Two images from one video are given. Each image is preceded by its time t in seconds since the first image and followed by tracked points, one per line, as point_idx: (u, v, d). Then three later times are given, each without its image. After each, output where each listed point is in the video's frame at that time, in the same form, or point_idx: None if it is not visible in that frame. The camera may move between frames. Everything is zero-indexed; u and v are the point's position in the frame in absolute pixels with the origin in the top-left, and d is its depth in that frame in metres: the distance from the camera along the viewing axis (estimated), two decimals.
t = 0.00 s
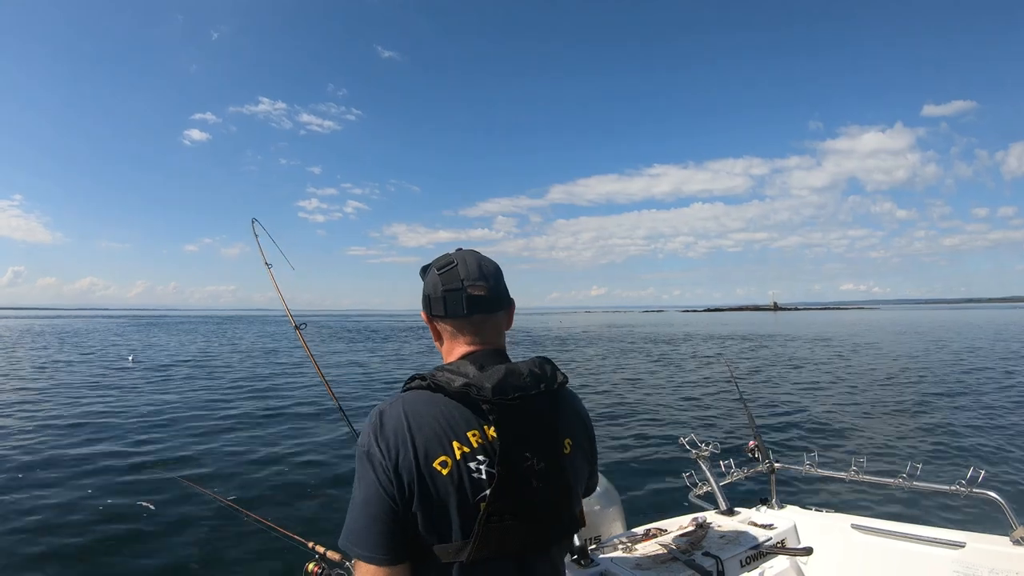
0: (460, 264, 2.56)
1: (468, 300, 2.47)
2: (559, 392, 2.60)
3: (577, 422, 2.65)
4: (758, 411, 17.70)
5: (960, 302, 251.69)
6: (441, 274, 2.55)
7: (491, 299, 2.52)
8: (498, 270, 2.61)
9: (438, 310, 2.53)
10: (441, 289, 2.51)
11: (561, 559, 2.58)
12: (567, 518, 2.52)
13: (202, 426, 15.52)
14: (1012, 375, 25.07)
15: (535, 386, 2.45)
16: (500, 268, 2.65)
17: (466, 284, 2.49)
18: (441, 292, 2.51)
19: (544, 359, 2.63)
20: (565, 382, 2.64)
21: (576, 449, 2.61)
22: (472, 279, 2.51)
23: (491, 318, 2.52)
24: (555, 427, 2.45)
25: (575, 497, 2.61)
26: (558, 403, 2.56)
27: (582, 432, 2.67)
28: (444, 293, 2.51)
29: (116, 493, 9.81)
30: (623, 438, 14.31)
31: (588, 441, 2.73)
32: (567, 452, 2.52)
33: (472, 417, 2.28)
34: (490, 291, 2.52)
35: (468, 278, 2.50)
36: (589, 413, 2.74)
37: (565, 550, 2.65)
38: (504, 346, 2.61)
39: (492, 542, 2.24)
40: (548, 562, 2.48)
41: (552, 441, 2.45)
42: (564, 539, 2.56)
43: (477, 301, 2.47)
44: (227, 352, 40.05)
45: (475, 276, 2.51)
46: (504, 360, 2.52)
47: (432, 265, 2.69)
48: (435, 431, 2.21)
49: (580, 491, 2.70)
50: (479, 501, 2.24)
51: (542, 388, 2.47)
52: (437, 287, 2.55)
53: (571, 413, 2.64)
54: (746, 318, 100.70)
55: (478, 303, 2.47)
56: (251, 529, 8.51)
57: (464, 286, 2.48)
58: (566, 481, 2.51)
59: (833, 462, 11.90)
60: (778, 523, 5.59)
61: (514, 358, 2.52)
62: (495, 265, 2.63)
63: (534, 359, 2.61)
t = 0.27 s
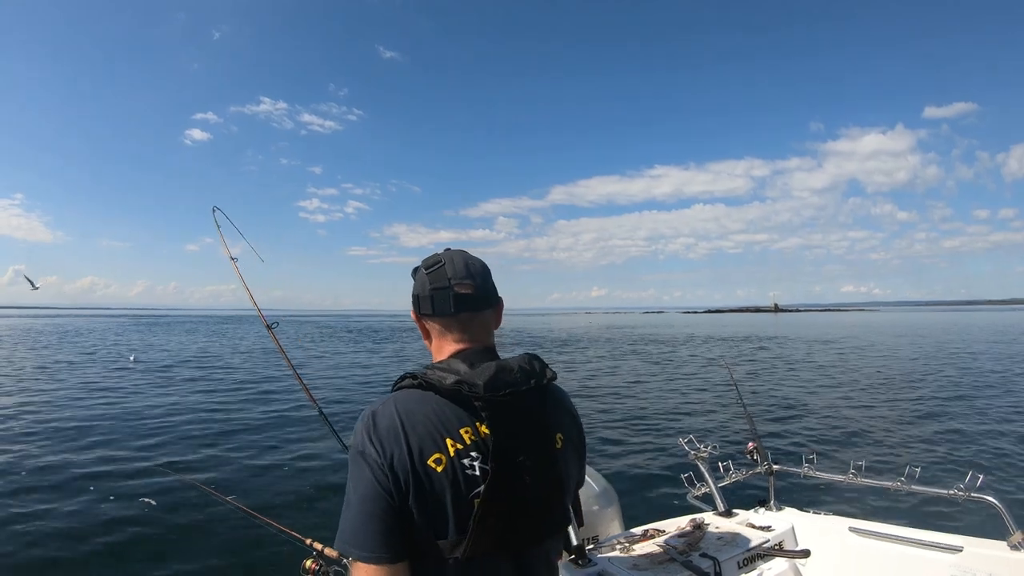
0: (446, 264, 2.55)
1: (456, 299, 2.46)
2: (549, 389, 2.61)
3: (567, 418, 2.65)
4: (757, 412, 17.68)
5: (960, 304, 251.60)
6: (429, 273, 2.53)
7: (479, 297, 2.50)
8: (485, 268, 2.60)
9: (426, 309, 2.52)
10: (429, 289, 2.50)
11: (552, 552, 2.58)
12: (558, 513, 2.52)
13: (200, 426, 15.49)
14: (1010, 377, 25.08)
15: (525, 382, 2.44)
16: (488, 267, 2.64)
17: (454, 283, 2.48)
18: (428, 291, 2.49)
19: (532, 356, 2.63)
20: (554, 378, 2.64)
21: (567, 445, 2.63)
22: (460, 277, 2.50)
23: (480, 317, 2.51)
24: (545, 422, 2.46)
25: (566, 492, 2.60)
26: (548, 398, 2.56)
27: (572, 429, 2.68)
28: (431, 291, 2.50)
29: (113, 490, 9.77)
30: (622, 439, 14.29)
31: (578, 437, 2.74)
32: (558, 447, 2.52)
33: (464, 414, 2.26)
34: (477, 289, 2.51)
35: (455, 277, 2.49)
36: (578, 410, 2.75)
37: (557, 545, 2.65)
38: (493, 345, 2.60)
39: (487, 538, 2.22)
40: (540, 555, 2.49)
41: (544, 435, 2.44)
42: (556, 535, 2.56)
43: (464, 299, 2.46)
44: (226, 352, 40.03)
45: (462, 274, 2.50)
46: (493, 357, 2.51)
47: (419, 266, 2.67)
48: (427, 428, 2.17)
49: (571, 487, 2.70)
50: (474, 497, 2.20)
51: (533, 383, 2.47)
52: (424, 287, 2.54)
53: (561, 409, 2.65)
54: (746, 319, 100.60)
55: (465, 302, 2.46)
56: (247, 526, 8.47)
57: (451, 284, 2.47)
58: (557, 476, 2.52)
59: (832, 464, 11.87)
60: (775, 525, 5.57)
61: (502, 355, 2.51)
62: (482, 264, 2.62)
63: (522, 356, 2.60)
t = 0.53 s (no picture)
0: (447, 262, 2.52)
1: (455, 296, 2.43)
2: (545, 384, 2.54)
3: (565, 414, 2.60)
4: (757, 413, 17.63)
5: (961, 304, 251.31)
6: (429, 272, 2.51)
7: (478, 295, 2.47)
8: (484, 267, 2.57)
9: (427, 306, 2.50)
10: (430, 287, 2.48)
11: (549, 551, 2.50)
12: (552, 510, 2.46)
13: (199, 427, 15.46)
14: (1013, 377, 24.98)
15: (517, 377, 2.40)
16: (488, 266, 2.61)
17: (453, 282, 2.45)
18: (428, 289, 2.48)
19: (531, 353, 2.58)
20: (551, 374, 2.58)
21: (563, 441, 2.55)
22: (459, 276, 2.47)
23: (478, 314, 2.49)
24: (539, 415, 2.40)
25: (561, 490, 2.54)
26: (544, 393, 2.50)
27: (570, 425, 2.61)
28: (432, 290, 2.48)
29: (111, 492, 9.76)
30: (621, 439, 14.26)
31: (577, 433, 2.65)
32: (551, 442, 2.46)
33: (451, 404, 2.27)
34: (476, 288, 2.48)
35: (455, 276, 2.46)
36: (579, 406, 2.68)
37: (553, 544, 2.57)
38: (491, 342, 2.56)
39: (468, 527, 2.23)
40: (532, 554, 2.42)
41: (535, 430, 2.39)
42: (549, 533, 2.50)
43: (464, 297, 2.43)
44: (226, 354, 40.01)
45: (461, 273, 2.47)
46: (490, 352, 2.47)
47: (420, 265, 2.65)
48: (412, 416, 2.23)
49: (569, 485, 2.63)
50: (456, 486, 2.23)
51: (525, 378, 2.41)
52: (425, 285, 2.52)
53: (558, 404, 2.58)
54: (747, 320, 100.46)
55: (464, 300, 2.43)
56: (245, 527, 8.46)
57: (450, 283, 2.44)
58: (550, 471, 2.45)
59: (832, 465, 11.83)
60: (774, 527, 5.54)
61: (499, 350, 2.48)
62: (482, 263, 2.59)
63: (519, 352, 2.54)
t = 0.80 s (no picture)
0: (460, 263, 2.49)
1: (467, 297, 2.39)
2: (549, 382, 2.44)
3: (568, 412, 2.47)
4: (758, 412, 17.56)
5: (962, 303, 250.96)
6: (441, 272, 2.47)
7: (489, 296, 2.42)
8: (497, 269, 2.52)
9: (440, 307, 2.46)
10: (443, 287, 2.44)
11: (544, 555, 2.38)
12: (549, 511, 2.33)
13: (199, 429, 15.45)
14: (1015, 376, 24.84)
15: (517, 374, 2.31)
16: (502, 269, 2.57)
17: (466, 281, 2.41)
18: (441, 289, 2.44)
19: (538, 352, 2.49)
20: (555, 373, 2.47)
21: (564, 441, 2.42)
22: (472, 276, 2.43)
23: (489, 314, 2.44)
24: (537, 410, 2.31)
25: (561, 490, 2.41)
26: (547, 391, 2.40)
27: (574, 424, 2.48)
28: (444, 290, 2.44)
29: (107, 495, 9.71)
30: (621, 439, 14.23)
31: (581, 435, 2.52)
32: (548, 440, 2.33)
33: (447, 395, 2.25)
34: (489, 288, 2.43)
35: (467, 276, 2.43)
36: (585, 404, 2.54)
37: (550, 548, 2.44)
38: (500, 342, 2.50)
39: (457, 517, 2.20)
40: (525, 556, 2.31)
41: (531, 427, 2.29)
42: (547, 535, 2.38)
43: (476, 298, 2.38)
44: (228, 355, 40.01)
45: (474, 274, 2.44)
46: (496, 350, 2.41)
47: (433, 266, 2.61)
48: (408, 404, 2.25)
49: (572, 487, 2.49)
50: (447, 475, 2.21)
51: (523, 376, 2.30)
52: (438, 286, 2.48)
53: (562, 403, 2.46)
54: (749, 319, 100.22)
55: (476, 300, 2.39)
56: (242, 531, 8.41)
57: (462, 283, 2.41)
58: (547, 471, 2.33)
59: (833, 464, 11.77)
60: (773, 529, 5.49)
61: (505, 347, 2.42)
62: (495, 264, 2.54)
63: (525, 351, 2.45)
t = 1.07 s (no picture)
0: (462, 267, 2.48)
1: (471, 300, 2.39)
2: (549, 382, 2.42)
3: (570, 414, 2.44)
4: (758, 411, 17.56)
5: (963, 301, 250.81)
6: (444, 276, 2.47)
7: (491, 299, 2.43)
8: (499, 272, 2.52)
9: (442, 310, 2.46)
10: (445, 291, 2.44)
11: (546, 554, 2.35)
12: (550, 513, 2.31)
13: (199, 429, 15.46)
14: (1015, 374, 24.82)
15: (515, 376, 2.31)
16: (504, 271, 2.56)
17: (468, 285, 2.41)
18: (444, 293, 2.44)
19: (539, 353, 2.48)
20: (556, 373, 2.46)
21: (566, 441, 2.37)
22: (474, 280, 2.43)
23: (492, 317, 2.44)
24: (535, 410, 2.29)
25: (563, 492, 2.38)
26: (547, 392, 2.38)
27: (577, 425, 2.45)
28: (446, 293, 2.44)
29: (108, 494, 9.72)
30: (622, 439, 14.21)
31: (583, 434, 2.48)
32: (549, 441, 2.30)
33: (447, 397, 2.25)
34: (491, 292, 2.43)
35: (470, 280, 2.42)
36: (587, 405, 2.51)
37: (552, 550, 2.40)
38: (502, 344, 2.49)
39: (457, 517, 2.19)
40: (525, 557, 2.29)
41: (531, 428, 2.27)
42: (549, 537, 2.36)
43: (478, 301, 2.38)
44: (227, 356, 40.01)
45: (477, 277, 2.43)
46: (496, 351, 2.41)
47: (435, 270, 2.61)
48: (408, 406, 2.25)
49: (574, 490, 2.46)
50: (446, 476, 2.20)
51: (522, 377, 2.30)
52: (441, 289, 2.48)
53: (564, 403, 2.43)
54: (748, 319, 100.17)
55: (478, 303, 2.39)
56: (242, 529, 8.41)
57: (465, 286, 2.40)
58: (548, 472, 2.30)
59: (833, 463, 11.77)
60: (773, 529, 5.48)
61: (507, 349, 2.42)
62: (498, 267, 2.54)
63: (525, 352, 2.45)
